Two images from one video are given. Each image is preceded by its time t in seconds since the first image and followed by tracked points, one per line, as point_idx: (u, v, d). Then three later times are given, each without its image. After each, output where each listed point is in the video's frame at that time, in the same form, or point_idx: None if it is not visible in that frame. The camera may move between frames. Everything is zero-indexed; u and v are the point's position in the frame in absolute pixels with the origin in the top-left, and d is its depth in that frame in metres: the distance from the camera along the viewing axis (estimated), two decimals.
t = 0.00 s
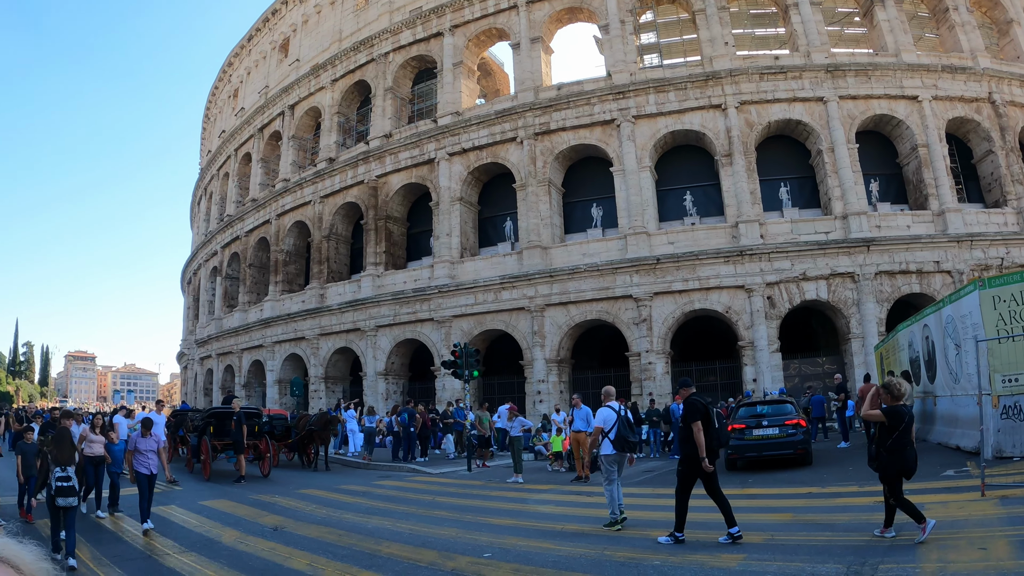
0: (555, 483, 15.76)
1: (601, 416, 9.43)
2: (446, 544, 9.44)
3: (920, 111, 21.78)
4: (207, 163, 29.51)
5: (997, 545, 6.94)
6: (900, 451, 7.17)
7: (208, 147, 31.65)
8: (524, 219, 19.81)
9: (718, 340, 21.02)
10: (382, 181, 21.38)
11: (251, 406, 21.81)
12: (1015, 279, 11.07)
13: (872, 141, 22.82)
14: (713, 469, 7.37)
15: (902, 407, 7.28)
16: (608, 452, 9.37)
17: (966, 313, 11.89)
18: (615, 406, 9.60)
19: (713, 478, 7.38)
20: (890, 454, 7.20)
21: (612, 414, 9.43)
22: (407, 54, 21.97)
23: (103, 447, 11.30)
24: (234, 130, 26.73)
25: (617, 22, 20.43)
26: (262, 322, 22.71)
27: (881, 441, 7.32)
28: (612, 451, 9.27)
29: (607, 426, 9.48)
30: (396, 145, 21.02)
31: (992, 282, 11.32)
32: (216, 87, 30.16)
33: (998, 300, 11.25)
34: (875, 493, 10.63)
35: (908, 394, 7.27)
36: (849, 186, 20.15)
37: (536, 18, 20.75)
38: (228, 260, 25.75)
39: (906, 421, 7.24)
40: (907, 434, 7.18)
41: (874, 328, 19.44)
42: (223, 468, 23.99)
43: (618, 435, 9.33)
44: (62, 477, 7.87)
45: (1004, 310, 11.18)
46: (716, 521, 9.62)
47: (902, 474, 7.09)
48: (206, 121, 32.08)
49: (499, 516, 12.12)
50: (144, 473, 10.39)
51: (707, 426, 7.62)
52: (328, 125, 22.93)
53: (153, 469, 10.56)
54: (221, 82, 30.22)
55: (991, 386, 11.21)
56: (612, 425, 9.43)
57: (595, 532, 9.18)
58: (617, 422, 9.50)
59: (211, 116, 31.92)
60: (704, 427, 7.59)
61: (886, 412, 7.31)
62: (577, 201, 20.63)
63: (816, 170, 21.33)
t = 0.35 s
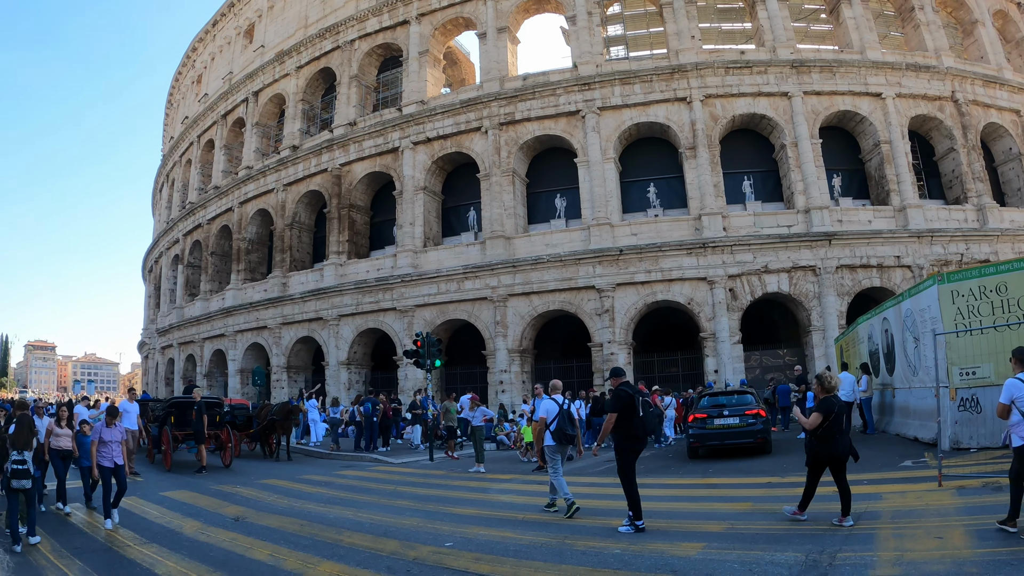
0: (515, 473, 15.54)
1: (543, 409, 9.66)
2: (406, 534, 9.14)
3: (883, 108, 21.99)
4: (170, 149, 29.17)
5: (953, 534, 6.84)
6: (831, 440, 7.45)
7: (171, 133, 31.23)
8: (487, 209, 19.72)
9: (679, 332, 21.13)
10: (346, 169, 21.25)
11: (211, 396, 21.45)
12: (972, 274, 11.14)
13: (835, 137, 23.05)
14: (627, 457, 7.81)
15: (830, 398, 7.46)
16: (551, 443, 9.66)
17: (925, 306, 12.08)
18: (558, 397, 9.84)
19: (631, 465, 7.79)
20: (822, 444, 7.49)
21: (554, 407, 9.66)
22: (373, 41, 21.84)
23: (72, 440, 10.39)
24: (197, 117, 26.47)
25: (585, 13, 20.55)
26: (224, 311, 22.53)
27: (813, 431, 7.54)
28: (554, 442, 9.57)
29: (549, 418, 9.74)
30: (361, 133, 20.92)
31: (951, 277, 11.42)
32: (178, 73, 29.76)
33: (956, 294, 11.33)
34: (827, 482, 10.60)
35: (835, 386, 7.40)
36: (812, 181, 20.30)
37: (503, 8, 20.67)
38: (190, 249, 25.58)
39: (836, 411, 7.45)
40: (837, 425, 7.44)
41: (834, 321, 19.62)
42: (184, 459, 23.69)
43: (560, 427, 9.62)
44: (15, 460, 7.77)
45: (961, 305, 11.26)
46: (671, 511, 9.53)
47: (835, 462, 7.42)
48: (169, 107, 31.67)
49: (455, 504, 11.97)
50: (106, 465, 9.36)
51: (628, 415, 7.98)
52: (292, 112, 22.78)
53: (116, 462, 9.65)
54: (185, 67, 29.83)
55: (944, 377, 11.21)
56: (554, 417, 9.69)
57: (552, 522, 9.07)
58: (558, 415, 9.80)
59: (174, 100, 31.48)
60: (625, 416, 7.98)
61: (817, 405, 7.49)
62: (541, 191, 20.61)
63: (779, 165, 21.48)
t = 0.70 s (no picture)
0: (471, 469, 15.41)
1: (484, 403, 9.70)
2: (362, 530, 8.89)
3: (840, 112, 22.30)
4: (126, 139, 29.07)
5: (876, 530, 6.86)
6: (756, 436, 7.56)
7: (127, 122, 30.90)
8: (445, 205, 19.67)
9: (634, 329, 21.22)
10: (303, 162, 21.15)
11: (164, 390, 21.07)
12: (924, 276, 11.20)
13: (792, 140, 23.32)
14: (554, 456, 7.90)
15: (756, 395, 7.58)
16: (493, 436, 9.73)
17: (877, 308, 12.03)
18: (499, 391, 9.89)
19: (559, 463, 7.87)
20: (747, 439, 7.58)
21: (496, 401, 9.70)
22: (333, 34, 21.77)
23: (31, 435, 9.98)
24: (154, 107, 26.39)
25: (546, 11, 20.59)
26: (178, 304, 22.37)
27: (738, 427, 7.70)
28: (496, 436, 9.64)
29: (491, 412, 9.78)
30: (319, 126, 20.83)
31: (903, 278, 11.40)
32: (136, 61, 29.45)
33: (908, 296, 11.29)
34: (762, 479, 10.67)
35: (759, 384, 7.53)
36: (768, 182, 20.53)
37: (465, 3, 20.68)
38: (144, 241, 25.60)
39: (760, 408, 7.61)
40: (762, 420, 7.59)
41: (788, 321, 19.85)
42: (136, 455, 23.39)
43: (501, 420, 9.69)
44: None
45: (913, 306, 11.23)
46: (612, 508, 9.41)
47: (757, 458, 7.56)
48: (126, 97, 31.34)
49: (394, 498, 11.84)
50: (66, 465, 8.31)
51: (557, 414, 8.03)
52: (250, 104, 22.79)
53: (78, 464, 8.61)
54: (143, 56, 29.54)
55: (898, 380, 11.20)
56: (496, 411, 9.74)
57: (501, 519, 8.92)
58: (501, 408, 9.84)
59: (131, 90, 31.11)
60: (554, 415, 8.03)
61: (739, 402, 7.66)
62: (499, 187, 20.62)
63: (735, 166, 21.70)
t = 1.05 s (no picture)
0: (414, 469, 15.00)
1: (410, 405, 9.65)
2: (312, 530, 8.43)
3: (789, 121, 22.75)
4: (72, 128, 28.50)
5: (763, 531, 7.06)
6: (677, 437, 7.80)
7: (75, 112, 30.25)
8: (392, 204, 19.63)
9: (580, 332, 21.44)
10: (251, 157, 20.93)
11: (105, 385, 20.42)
12: (865, 283, 10.98)
13: (740, 148, 23.78)
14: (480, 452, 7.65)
15: (678, 397, 7.89)
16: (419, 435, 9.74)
17: (818, 314, 11.68)
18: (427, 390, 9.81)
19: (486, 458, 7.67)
20: (668, 440, 7.82)
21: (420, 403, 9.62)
22: (286, 28, 21.55)
23: None
24: (102, 96, 25.90)
25: (500, 12, 20.65)
26: (121, 299, 21.94)
27: (660, 429, 7.90)
28: (422, 436, 9.65)
29: (418, 412, 9.75)
30: (268, 121, 20.61)
31: (845, 285, 11.12)
32: (85, 49, 28.83)
33: (848, 303, 11.08)
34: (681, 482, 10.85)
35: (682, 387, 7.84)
36: (715, 189, 20.85)
37: (420, 2, 20.67)
38: (88, 233, 25.13)
39: (681, 410, 7.87)
40: (683, 422, 7.83)
41: (731, 326, 20.19)
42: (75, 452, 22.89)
43: (427, 420, 9.66)
44: None
45: (854, 313, 11.01)
46: (525, 507, 9.50)
47: (677, 459, 7.77)
48: (75, 85, 30.66)
49: (317, 496, 11.78)
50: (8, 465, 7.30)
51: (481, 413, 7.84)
52: (199, 96, 22.46)
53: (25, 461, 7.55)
54: (93, 43, 28.94)
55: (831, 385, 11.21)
56: (422, 412, 9.69)
57: (436, 517, 8.69)
58: (427, 409, 9.77)
59: (80, 78, 30.47)
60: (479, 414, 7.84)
61: (663, 404, 7.89)
62: (448, 188, 20.63)
63: (682, 172, 22.04)
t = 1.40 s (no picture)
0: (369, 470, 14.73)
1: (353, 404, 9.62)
2: (244, 526, 8.48)
3: (747, 129, 23.13)
4: (29, 117, 27.95)
5: (673, 533, 7.25)
6: (614, 439, 7.96)
7: (34, 100, 29.65)
8: (351, 201, 19.61)
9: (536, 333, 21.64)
10: (210, 151, 20.72)
11: (58, 379, 19.96)
12: (816, 290, 11.43)
13: (699, 154, 24.19)
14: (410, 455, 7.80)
15: (617, 399, 8.03)
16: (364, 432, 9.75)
17: (771, 320, 12.16)
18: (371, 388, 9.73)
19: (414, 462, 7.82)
20: (606, 441, 7.99)
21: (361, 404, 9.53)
22: (249, 21, 21.37)
23: None
24: (61, 85, 25.43)
25: (464, 12, 20.72)
26: (75, 292, 21.58)
27: (599, 430, 8.03)
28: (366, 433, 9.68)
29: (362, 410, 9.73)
30: (227, 115, 20.43)
31: (796, 292, 11.55)
32: (45, 36, 28.27)
33: (800, 309, 11.54)
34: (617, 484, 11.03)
35: (622, 389, 8.00)
36: (672, 194, 21.15)
37: None
38: (43, 224, 24.68)
39: (620, 412, 8.01)
40: (620, 423, 7.99)
41: (686, 329, 20.51)
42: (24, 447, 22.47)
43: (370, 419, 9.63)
44: None
45: (805, 319, 11.47)
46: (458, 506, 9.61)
47: (616, 457, 7.97)
48: (34, 73, 30.04)
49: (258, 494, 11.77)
50: None
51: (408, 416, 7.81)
52: (159, 87, 22.16)
53: None
54: (53, 30, 28.39)
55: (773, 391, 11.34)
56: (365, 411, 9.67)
57: (386, 516, 8.63)
58: (371, 407, 9.69)
59: (39, 66, 29.89)
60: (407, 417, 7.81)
61: (603, 406, 8.03)
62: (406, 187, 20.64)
63: (641, 177, 22.33)
